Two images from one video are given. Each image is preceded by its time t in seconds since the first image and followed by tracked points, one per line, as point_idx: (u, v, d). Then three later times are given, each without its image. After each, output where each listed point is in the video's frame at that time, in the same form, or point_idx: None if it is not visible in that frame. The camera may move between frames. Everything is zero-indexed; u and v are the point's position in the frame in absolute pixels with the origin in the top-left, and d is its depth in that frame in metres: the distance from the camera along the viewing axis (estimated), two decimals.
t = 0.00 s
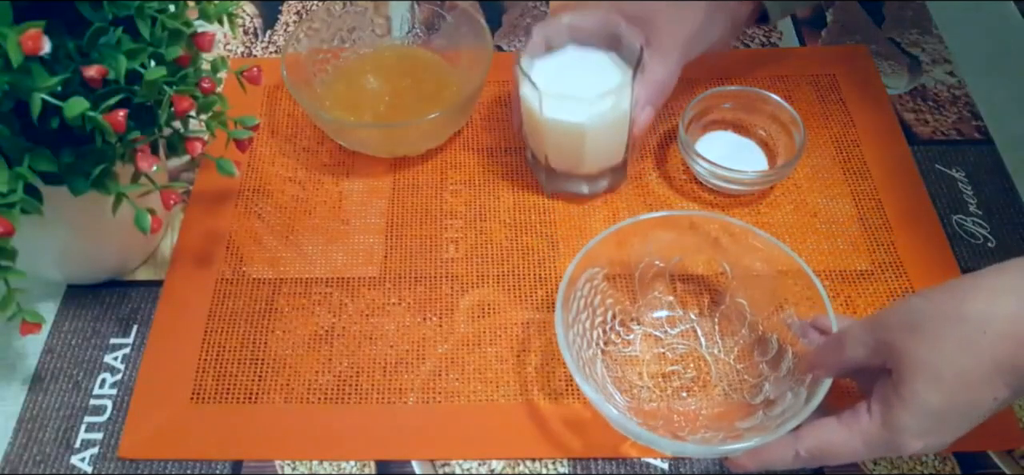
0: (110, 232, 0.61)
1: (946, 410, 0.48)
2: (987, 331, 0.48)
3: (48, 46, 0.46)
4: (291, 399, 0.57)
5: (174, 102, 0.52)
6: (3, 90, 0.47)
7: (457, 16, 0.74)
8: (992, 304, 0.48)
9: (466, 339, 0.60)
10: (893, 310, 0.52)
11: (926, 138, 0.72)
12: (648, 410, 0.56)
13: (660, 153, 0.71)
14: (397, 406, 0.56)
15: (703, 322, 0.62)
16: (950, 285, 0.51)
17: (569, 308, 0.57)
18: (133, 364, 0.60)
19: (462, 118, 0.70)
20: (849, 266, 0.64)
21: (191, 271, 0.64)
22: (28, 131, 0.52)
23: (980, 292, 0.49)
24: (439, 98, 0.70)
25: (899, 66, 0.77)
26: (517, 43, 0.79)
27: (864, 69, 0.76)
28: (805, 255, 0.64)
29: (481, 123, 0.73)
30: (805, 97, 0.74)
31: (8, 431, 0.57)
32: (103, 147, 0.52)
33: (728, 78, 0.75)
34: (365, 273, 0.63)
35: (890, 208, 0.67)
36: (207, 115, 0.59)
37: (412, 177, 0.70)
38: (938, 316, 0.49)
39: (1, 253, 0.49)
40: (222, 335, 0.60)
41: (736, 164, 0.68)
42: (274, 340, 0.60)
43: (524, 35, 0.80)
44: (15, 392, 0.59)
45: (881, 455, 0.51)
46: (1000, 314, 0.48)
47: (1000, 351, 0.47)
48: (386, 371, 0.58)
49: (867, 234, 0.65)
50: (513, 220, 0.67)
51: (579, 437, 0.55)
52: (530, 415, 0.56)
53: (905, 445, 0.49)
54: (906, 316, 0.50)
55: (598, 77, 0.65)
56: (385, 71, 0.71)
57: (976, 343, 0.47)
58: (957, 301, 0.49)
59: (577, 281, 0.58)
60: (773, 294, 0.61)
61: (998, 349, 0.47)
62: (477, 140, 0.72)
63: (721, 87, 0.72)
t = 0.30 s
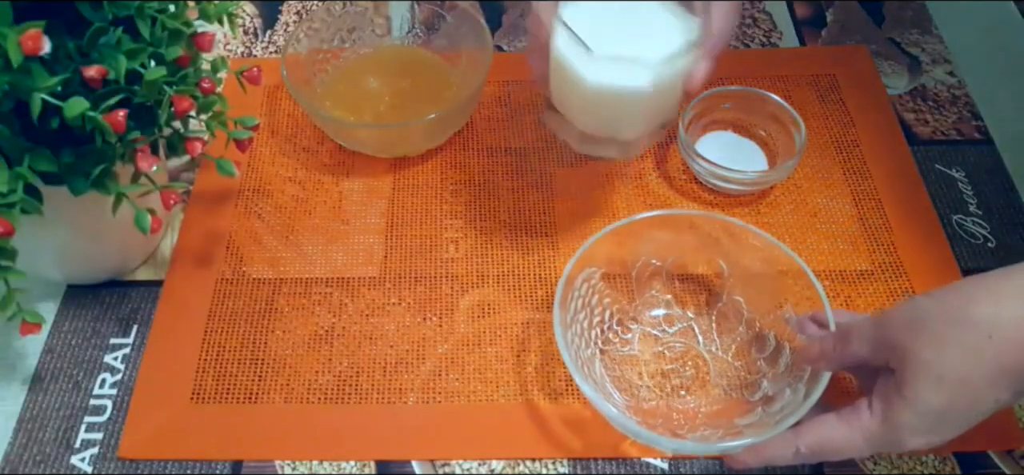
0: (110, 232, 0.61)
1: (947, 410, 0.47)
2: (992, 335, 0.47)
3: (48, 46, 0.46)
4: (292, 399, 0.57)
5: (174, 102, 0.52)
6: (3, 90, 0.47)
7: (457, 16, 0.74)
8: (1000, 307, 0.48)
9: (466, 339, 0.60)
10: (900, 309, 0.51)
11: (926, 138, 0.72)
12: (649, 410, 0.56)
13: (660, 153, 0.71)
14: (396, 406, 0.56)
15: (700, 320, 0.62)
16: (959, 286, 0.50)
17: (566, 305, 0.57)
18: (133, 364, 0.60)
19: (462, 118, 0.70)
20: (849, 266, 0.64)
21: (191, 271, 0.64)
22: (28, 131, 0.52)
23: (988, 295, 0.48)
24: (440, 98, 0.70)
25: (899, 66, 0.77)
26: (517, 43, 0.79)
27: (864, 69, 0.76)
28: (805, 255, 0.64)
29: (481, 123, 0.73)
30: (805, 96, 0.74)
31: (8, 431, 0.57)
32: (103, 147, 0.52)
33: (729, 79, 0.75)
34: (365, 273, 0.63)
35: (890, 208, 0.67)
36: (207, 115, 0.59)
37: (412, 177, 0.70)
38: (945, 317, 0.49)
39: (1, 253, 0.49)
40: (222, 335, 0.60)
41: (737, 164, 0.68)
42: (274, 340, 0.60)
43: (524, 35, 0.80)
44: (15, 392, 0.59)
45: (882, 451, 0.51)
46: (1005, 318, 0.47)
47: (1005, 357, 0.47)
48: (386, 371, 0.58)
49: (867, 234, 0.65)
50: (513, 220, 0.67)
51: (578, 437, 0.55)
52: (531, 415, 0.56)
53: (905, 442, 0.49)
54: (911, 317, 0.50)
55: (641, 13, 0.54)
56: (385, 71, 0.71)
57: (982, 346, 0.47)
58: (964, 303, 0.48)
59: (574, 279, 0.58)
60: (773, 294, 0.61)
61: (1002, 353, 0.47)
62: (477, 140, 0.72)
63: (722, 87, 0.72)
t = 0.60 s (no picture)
0: (110, 232, 0.61)
1: (950, 406, 0.47)
2: (997, 331, 0.46)
3: (48, 46, 0.46)
4: (291, 399, 0.57)
5: (174, 102, 0.52)
6: (3, 89, 0.47)
7: (457, 16, 0.74)
8: (1005, 301, 0.46)
9: (466, 339, 0.60)
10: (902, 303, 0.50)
11: (926, 138, 0.72)
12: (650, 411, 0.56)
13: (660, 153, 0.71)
14: (397, 406, 0.56)
15: (697, 317, 0.61)
16: (967, 280, 0.48)
17: (563, 303, 0.57)
18: (133, 364, 0.60)
19: (462, 118, 0.70)
20: (848, 266, 0.64)
21: (191, 272, 0.64)
22: (28, 131, 0.52)
23: (995, 289, 0.47)
24: (440, 98, 0.70)
25: (899, 66, 0.77)
26: (518, 43, 0.79)
27: (864, 69, 0.76)
28: (805, 255, 0.64)
29: (481, 123, 0.73)
30: (805, 97, 0.74)
31: (8, 431, 0.57)
32: (103, 147, 0.52)
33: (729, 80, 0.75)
34: (365, 274, 0.63)
35: (890, 208, 0.67)
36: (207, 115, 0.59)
37: (412, 177, 0.70)
38: (948, 311, 0.47)
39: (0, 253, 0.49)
40: (222, 335, 0.60)
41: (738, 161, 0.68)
42: (274, 340, 0.60)
43: (524, 35, 0.79)
44: (16, 392, 0.59)
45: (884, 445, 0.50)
46: (1011, 312, 0.46)
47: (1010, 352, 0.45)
48: (386, 371, 0.58)
49: (867, 234, 0.65)
50: (513, 220, 0.67)
51: (578, 436, 0.55)
52: (531, 415, 0.56)
53: (908, 437, 0.49)
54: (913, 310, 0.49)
55: (704, 152, 0.49)
56: (385, 71, 0.71)
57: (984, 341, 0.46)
58: (969, 297, 0.47)
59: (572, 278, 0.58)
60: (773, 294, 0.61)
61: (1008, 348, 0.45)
62: (477, 140, 0.72)
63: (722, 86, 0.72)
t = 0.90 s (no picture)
0: (110, 232, 0.61)
1: (951, 406, 0.46)
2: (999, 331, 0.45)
3: (48, 46, 0.46)
4: (292, 399, 0.57)
5: (174, 102, 0.52)
6: (3, 89, 0.47)
7: (457, 15, 0.74)
8: (1009, 301, 0.46)
9: (466, 339, 0.60)
10: (906, 304, 0.50)
11: (926, 138, 0.72)
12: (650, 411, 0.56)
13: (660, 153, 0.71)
14: (397, 406, 0.56)
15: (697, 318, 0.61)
16: (972, 280, 0.48)
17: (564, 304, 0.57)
18: (133, 364, 0.60)
19: (462, 118, 0.70)
20: (848, 266, 0.64)
21: (191, 272, 0.64)
22: (28, 131, 0.52)
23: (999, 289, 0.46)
24: (440, 98, 0.70)
25: (898, 66, 0.77)
26: (517, 43, 0.79)
27: (864, 70, 0.76)
28: (805, 255, 0.64)
29: (481, 123, 0.73)
30: (805, 97, 0.74)
31: (8, 431, 0.57)
32: (103, 147, 0.52)
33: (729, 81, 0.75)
34: (365, 273, 0.63)
35: (890, 208, 0.67)
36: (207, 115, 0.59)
37: (412, 177, 0.70)
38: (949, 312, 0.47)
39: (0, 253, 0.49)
40: (222, 335, 0.60)
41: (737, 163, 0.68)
42: (274, 340, 0.60)
43: (524, 35, 0.79)
44: (15, 392, 0.59)
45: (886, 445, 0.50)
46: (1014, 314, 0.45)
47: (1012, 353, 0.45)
48: (386, 371, 0.58)
49: (867, 234, 0.66)
50: (513, 220, 0.67)
51: (578, 436, 0.55)
52: (531, 415, 0.56)
53: (909, 437, 0.49)
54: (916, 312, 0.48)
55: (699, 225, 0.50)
56: (385, 71, 0.71)
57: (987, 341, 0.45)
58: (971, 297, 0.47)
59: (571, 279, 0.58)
60: (773, 294, 0.61)
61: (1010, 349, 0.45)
62: (477, 140, 0.72)
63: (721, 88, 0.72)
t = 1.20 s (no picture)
0: (110, 232, 0.61)
1: (950, 404, 0.46)
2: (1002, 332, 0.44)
3: (48, 46, 0.46)
4: (292, 399, 0.57)
5: (174, 102, 0.52)
6: (3, 89, 0.47)
7: (457, 16, 0.74)
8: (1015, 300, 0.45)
9: (466, 339, 0.60)
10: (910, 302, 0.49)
11: (926, 138, 0.72)
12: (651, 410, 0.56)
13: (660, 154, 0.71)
14: (397, 406, 0.56)
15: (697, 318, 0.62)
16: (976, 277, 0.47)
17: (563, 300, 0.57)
18: (133, 364, 0.60)
19: (462, 118, 0.70)
20: (848, 266, 0.64)
21: (191, 272, 0.64)
22: (28, 131, 0.52)
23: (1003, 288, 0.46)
24: (440, 98, 0.70)
25: (898, 66, 0.77)
26: (517, 43, 0.79)
27: (864, 70, 0.76)
28: (805, 255, 0.64)
29: (481, 123, 0.73)
30: (805, 97, 0.74)
31: (8, 431, 0.57)
32: (103, 148, 0.52)
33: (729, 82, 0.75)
34: (365, 273, 0.63)
35: (890, 208, 0.67)
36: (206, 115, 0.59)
37: (413, 177, 0.70)
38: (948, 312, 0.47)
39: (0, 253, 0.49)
40: (222, 335, 0.60)
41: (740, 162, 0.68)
42: (274, 340, 0.60)
43: (524, 35, 0.79)
44: (15, 392, 0.59)
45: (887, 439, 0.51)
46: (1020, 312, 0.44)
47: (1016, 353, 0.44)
48: (386, 371, 0.58)
49: (867, 234, 0.66)
50: (513, 220, 0.67)
51: (578, 436, 0.56)
52: (531, 415, 0.56)
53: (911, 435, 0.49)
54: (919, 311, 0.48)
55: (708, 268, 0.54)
56: (385, 71, 0.71)
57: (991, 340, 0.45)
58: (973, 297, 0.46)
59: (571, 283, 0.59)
60: (773, 294, 0.61)
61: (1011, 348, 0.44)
62: (477, 140, 0.72)
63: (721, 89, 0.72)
